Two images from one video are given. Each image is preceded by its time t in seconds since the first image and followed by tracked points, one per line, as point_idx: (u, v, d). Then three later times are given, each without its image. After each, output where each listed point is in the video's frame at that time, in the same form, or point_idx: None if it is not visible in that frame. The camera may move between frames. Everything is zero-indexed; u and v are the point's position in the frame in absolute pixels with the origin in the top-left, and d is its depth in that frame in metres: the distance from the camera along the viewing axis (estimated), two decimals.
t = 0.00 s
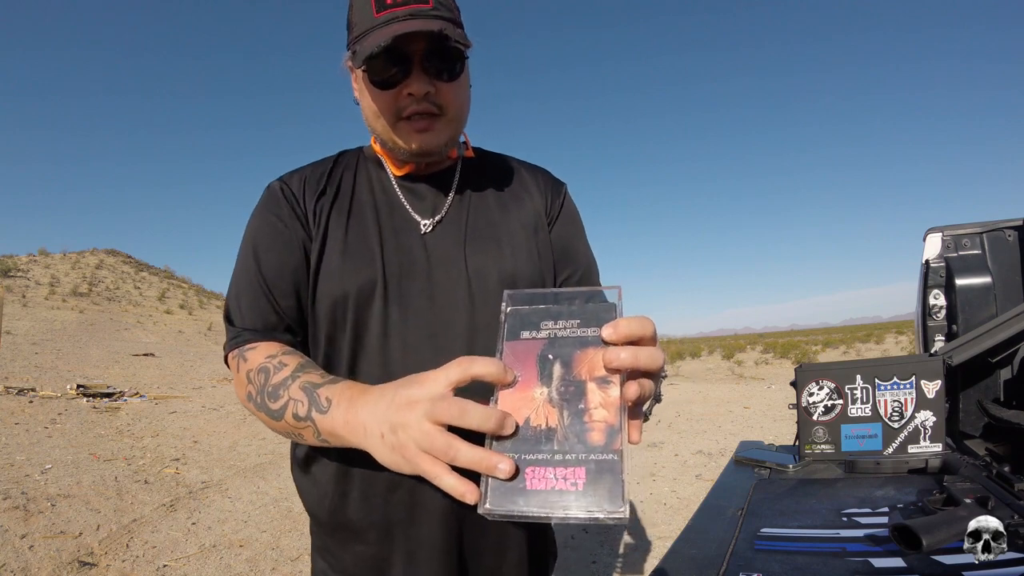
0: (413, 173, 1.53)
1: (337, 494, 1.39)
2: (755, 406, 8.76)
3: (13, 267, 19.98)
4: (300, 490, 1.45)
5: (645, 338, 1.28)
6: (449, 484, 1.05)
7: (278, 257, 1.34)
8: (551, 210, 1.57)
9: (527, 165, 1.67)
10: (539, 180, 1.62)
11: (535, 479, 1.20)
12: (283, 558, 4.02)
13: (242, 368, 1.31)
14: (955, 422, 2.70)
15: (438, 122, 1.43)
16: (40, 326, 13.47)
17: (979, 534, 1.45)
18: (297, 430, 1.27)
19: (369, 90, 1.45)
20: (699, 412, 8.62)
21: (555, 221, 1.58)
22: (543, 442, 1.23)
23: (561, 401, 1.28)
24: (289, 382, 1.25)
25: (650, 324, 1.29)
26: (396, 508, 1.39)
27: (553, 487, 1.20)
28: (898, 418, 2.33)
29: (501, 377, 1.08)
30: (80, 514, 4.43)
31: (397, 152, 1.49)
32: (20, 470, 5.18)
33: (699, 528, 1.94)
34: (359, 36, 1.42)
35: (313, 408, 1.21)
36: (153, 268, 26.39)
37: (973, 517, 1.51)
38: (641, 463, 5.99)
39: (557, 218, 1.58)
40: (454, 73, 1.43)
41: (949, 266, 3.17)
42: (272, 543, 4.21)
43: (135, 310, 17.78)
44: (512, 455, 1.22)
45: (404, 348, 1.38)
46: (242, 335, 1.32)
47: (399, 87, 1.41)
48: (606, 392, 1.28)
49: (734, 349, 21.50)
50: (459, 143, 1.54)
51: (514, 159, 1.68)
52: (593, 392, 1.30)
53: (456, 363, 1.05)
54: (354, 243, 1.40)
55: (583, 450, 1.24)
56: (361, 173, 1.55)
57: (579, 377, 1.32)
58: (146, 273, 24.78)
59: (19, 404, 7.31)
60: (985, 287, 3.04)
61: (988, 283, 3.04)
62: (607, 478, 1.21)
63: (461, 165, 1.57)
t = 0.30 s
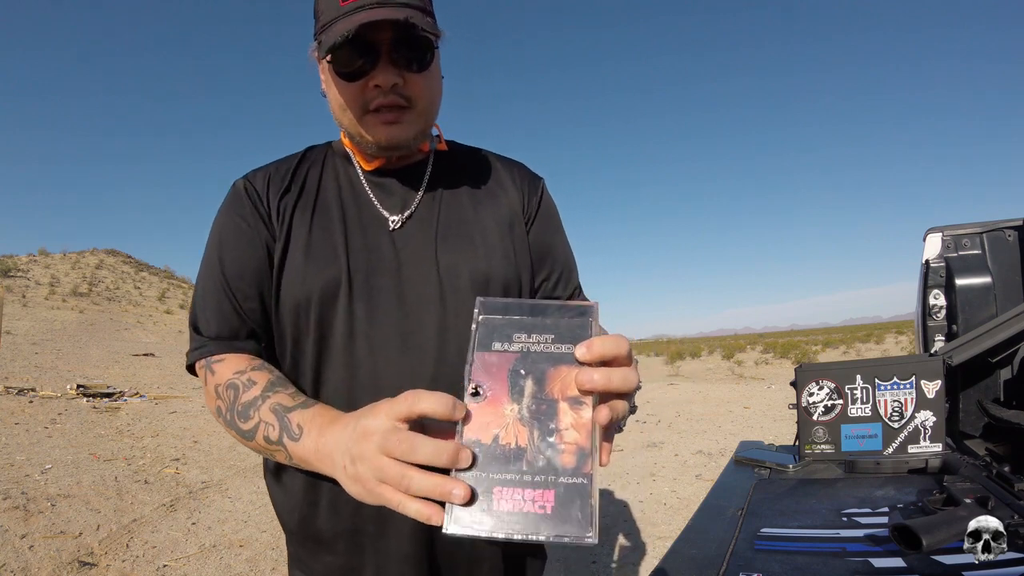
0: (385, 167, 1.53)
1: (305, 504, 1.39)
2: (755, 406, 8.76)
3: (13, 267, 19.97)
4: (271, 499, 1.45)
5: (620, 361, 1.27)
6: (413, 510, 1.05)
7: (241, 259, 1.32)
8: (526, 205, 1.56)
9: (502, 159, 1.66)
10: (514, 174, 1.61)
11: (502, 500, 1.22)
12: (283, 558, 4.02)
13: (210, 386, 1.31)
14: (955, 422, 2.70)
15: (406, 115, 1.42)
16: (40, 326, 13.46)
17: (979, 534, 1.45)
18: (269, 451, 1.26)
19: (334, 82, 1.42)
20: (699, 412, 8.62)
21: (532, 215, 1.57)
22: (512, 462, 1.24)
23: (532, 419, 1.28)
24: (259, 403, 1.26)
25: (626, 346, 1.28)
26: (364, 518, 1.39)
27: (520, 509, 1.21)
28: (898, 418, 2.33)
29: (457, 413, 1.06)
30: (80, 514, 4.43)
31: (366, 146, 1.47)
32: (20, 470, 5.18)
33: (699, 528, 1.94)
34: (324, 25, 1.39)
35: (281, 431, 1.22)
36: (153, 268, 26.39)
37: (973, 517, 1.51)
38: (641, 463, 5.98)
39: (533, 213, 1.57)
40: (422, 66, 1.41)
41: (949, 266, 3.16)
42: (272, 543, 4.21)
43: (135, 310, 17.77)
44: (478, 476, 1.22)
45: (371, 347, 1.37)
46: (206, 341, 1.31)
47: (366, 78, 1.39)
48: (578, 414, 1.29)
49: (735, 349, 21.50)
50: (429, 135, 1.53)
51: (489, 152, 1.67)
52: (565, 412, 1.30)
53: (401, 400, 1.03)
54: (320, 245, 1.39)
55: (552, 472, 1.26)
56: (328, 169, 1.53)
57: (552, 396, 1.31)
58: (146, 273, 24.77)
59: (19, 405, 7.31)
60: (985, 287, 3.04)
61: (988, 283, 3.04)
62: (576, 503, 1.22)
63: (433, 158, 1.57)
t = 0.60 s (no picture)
0: (370, 166, 1.51)
1: (293, 512, 1.39)
2: (755, 406, 8.77)
3: (13, 267, 19.97)
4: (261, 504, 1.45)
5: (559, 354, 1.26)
6: None
7: (224, 260, 1.31)
8: (516, 203, 1.58)
9: (491, 156, 1.68)
10: (504, 172, 1.63)
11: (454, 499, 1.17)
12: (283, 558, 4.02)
13: (196, 406, 1.31)
14: (955, 422, 2.70)
15: (392, 115, 1.42)
16: (40, 326, 13.46)
17: (979, 534, 1.45)
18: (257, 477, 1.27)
19: (318, 78, 1.42)
20: (699, 412, 8.62)
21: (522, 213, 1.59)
22: (460, 462, 1.21)
23: (476, 420, 1.26)
24: (245, 432, 1.25)
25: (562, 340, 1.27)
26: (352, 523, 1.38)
27: (472, 507, 1.16)
28: (898, 418, 2.33)
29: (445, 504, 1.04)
30: (80, 514, 4.43)
31: (350, 145, 1.46)
32: (20, 470, 5.18)
33: (699, 528, 1.94)
34: (309, 18, 1.39)
35: (268, 464, 1.22)
36: (153, 268, 26.39)
37: (973, 517, 1.51)
38: (641, 463, 5.99)
39: (525, 211, 1.59)
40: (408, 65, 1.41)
41: (949, 266, 3.16)
42: (272, 543, 4.21)
43: (135, 310, 17.77)
44: (427, 478, 1.18)
45: (359, 348, 1.36)
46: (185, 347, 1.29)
47: (350, 76, 1.39)
48: (522, 412, 1.27)
49: (735, 349, 21.51)
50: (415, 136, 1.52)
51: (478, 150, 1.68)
52: (510, 411, 1.28)
53: (380, 484, 0.99)
54: (306, 246, 1.39)
55: (501, 469, 1.22)
56: (312, 169, 1.52)
57: (495, 396, 1.29)
58: (146, 273, 24.76)
59: (19, 405, 7.31)
60: (985, 287, 3.04)
61: (988, 283, 3.04)
62: (525, 497, 1.19)
63: (420, 156, 1.56)
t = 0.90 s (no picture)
0: (390, 165, 1.50)
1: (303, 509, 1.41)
2: (755, 406, 8.77)
3: (14, 267, 19.98)
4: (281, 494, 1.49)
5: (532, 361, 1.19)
6: None
7: (242, 265, 1.34)
8: (546, 201, 1.53)
9: (522, 151, 1.64)
10: (534, 168, 1.59)
11: (441, 514, 1.11)
12: (283, 558, 4.03)
13: (213, 400, 1.35)
14: (955, 422, 2.70)
15: (407, 114, 1.40)
16: (40, 326, 13.46)
17: (979, 534, 1.45)
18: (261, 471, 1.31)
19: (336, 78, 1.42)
20: (699, 412, 8.63)
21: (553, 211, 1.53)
22: (446, 478, 1.16)
23: (459, 437, 1.21)
24: (251, 430, 1.28)
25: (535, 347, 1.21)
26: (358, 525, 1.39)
27: (461, 521, 1.10)
28: (898, 418, 2.33)
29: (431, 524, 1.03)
30: (80, 514, 4.43)
31: (368, 145, 1.46)
32: (20, 470, 5.18)
33: (699, 528, 1.93)
34: (327, 16, 1.40)
35: (270, 463, 1.24)
36: (152, 267, 26.38)
37: (973, 517, 1.51)
38: (641, 463, 5.99)
39: (557, 207, 1.54)
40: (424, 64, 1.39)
41: (949, 266, 3.16)
42: (272, 543, 4.21)
43: (134, 310, 17.77)
44: (411, 496, 1.13)
45: (373, 352, 1.36)
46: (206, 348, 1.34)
47: (367, 76, 1.38)
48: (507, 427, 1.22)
49: (735, 349, 21.51)
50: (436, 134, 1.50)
51: (508, 145, 1.65)
52: (493, 426, 1.23)
53: (366, 498, 0.99)
54: (321, 248, 1.38)
55: (488, 483, 1.16)
56: (332, 168, 1.52)
57: (477, 413, 1.24)
58: (146, 273, 24.76)
59: (19, 404, 7.31)
60: (985, 287, 3.04)
61: (988, 283, 3.04)
62: (514, 508, 1.13)
63: (441, 154, 1.54)
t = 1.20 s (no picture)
0: (452, 164, 1.49)
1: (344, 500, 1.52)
2: (755, 406, 8.77)
3: (13, 267, 19.98)
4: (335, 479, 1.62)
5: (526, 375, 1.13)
6: None
7: (307, 268, 1.43)
8: (608, 196, 1.42)
9: (591, 145, 1.54)
10: (600, 160, 1.49)
11: (451, 534, 1.15)
12: (283, 558, 4.03)
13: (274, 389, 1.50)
14: (955, 422, 2.70)
15: (467, 115, 1.38)
16: (40, 326, 13.46)
17: (979, 534, 1.45)
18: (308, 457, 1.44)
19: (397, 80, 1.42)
20: (699, 412, 8.63)
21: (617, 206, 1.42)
22: (459, 498, 1.19)
23: (475, 456, 1.22)
24: (299, 423, 1.42)
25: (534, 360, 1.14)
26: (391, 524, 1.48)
27: (468, 543, 1.15)
28: (898, 418, 2.33)
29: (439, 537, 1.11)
30: (80, 514, 4.43)
31: (429, 146, 1.45)
32: (20, 470, 5.18)
33: (699, 528, 1.93)
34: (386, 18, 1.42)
35: (312, 456, 1.37)
36: (153, 268, 26.39)
37: (973, 517, 1.51)
38: (641, 463, 5.99)
39: (622, 201, 1.42)
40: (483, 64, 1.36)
41: (949, 266, 3.16)
42: (272, 543, 4.22)
43: (134, 310, 17.77)
44: (423, 512, 1.16)
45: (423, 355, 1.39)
46: (277, 345, 1.48)
47: (425, 76, 1.37)
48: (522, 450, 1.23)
49: (734, 349, 21.51)
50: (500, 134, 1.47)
51: (578, 137, 1.56)
52: (509, 448, 1.23)
53: (379, 515, 1.10)
54: (375, 252, 1.41)
55: (499, 507, 1.20)
56: (396, 166, 1.54)
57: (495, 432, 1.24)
58: (146, 273, 24.75)
59: (19, 405, 7.31)
60: (985, 287, 3.04)
61: (988, 283, 3.04)
62: (522, 536, 1.18)
63: (505, 151, 1.50)
